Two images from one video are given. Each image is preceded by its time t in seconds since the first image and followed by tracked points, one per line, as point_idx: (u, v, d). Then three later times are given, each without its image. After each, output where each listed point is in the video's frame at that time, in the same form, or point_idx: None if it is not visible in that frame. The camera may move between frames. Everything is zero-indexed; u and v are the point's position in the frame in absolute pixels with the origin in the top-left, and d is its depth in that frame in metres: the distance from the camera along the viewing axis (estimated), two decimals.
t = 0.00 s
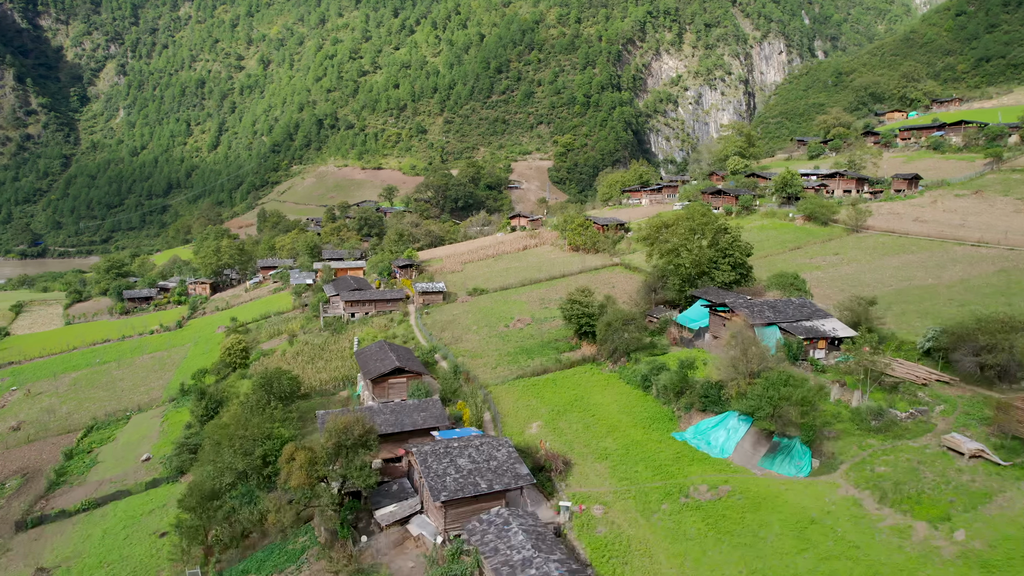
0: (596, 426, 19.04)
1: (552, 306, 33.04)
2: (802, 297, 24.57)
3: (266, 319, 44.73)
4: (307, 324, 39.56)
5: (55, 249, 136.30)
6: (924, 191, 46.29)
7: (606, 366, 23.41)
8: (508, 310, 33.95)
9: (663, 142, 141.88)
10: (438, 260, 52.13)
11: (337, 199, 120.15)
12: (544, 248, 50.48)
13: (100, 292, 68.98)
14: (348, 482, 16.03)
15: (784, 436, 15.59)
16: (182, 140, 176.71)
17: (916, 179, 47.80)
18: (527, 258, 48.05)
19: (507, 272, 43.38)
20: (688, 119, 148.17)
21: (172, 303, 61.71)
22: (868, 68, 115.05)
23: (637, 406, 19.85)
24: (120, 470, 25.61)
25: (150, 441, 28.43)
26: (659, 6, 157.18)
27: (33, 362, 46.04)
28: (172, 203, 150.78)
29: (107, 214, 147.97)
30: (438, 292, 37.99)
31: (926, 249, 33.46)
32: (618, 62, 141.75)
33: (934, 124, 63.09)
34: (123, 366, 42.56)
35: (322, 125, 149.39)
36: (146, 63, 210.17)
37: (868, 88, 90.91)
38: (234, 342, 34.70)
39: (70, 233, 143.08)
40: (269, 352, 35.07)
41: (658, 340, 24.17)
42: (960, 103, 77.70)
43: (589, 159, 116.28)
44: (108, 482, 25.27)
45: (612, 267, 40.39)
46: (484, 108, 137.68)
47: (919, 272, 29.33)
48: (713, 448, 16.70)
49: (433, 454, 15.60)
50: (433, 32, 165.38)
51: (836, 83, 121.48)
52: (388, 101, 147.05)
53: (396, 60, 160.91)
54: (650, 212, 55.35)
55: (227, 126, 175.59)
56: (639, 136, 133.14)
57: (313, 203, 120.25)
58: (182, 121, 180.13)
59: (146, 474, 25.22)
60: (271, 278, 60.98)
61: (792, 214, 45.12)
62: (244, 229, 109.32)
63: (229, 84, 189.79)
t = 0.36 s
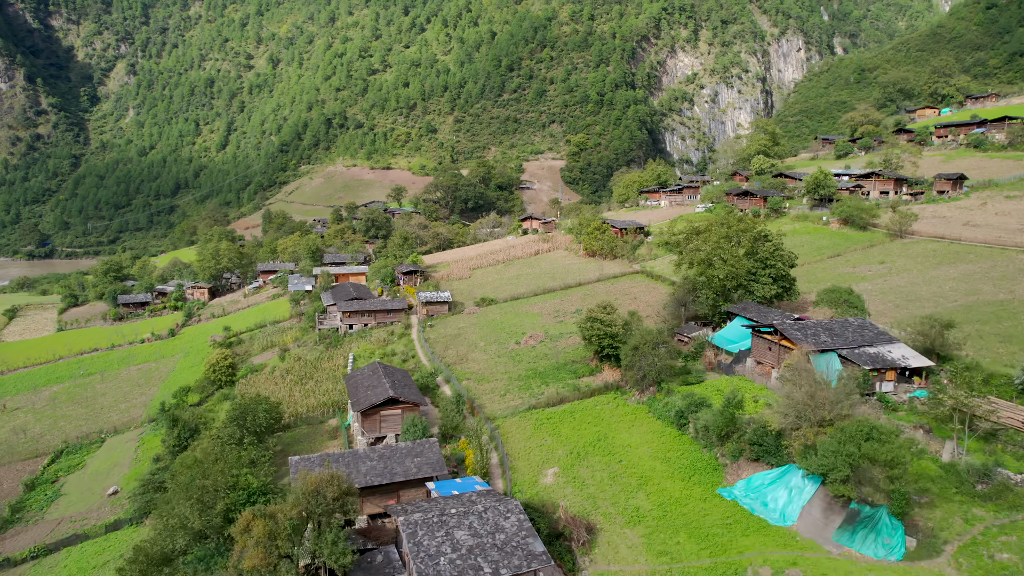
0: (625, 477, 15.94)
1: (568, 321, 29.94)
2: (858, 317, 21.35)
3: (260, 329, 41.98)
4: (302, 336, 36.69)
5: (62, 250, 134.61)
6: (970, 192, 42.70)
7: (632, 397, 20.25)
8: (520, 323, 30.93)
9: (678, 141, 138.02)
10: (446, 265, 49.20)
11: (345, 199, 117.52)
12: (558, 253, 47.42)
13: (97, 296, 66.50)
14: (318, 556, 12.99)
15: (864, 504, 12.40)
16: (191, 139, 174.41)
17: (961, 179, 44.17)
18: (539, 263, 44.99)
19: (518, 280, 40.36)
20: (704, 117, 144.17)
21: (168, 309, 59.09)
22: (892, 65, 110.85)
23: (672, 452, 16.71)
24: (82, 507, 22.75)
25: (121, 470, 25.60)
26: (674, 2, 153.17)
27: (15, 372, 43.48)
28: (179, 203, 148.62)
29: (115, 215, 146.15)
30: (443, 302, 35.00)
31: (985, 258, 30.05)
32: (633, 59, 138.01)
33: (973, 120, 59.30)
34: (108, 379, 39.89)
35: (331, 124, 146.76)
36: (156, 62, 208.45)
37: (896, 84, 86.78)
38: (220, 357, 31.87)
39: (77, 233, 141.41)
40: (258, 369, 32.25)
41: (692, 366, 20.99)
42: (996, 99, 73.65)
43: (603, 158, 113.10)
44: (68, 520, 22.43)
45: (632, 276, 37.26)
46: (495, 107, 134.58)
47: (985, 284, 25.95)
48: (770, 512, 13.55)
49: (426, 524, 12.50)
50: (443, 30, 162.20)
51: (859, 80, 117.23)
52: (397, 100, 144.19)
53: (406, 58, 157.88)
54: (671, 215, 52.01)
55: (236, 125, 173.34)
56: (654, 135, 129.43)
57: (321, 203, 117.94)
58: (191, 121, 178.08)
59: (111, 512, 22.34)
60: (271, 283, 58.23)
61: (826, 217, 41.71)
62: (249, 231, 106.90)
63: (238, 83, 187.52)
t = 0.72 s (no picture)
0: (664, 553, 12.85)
1: (587, 339, 26.88)
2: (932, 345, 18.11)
3: (251, 341, 39.20)
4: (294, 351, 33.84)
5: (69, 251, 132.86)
6: None
7: (666, 439, 17.15)
8: (532, 339, 27.88)
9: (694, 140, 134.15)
10: (453, 271, 46.25)
11: (353, 200, 114.95)
12: (572, 259, 44.34)
13: (92, 301, 64.04)
14: None
15: None
16: (199, 139, 172.21)
17: (1012, 179, 40.44)
18: (552, 270, 41.94)
19: (530, 289, 37.33)
20: (721, 116, 140.29)
21: (164, 315, 56.57)
22: (918, 61, 106.60)
23: (723, 519, 13.59)
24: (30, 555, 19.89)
25: (83, 506, 22.75)
26: None
27: None
28: (187, 203, 146.40)
29: (123, 215, 144.27)
30: (449, 314, 32.03)
31: None
32: (647, 57, 134.28)
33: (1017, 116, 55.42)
34: (88, 394, 37.14)
35: (339, 124, 144.23)
36: (166, 62, 206.67)
37: (926, 79, 82.73)
38: (201, 374, 28.98)
39: (85, 234, 139.76)
40: (244, 388, 29.42)
41: (735, 400, 17.87)
42: None
43: (617, 158, 109.88)
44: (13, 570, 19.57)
45: (654, 285, 34.11)
46: (506, 106, 131.45)
47: None
48: None
49: None
50: (454, 28, 158.99)
51: (883, 77, 112.97)
52: (407, 99, 141.44)
53: (416, 57, 154.79)
54: (694, 218, 48.62)
55: (244, 125, 171.04)
56: (669, 134, 125.68)
57: (328, 204, 114.91)
58: (199, 120, 175.93)
59: (62, 562, 19.44)
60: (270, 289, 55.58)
61: (866, 222, 38.23)
62: (254, 233, 104.49)
63: (247, 83, 185.20)
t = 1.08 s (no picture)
0: None
1: (607, 362, 23.73)
2: None
3: (241, 356, 36.34)
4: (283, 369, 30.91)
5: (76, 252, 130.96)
6: None
7: (713, 502, 13.94)
8: (545, 361, 24.75)
9: (710, 139, 130.18)
10: (460, 279, 43.27)
11: (361, 200, 112.24)
12: (588, 265, 41.26)
13: (86, 306, 61.50)
14: None
15: None
16: (208, 138, 169.78)
17: None
18: (567, 277, 38.87)
19: (543, 300, 34.25)
20: (738, 115, 136.42)
21: (158, 322, 53.91)
22: (947, 57, 102.27)
23: None
24: None
25: (32, 553, 19.88)
26: None
27: None
28: (194, 203, 143.77)
29: (130, 216, 141.97)
30: (454, 330, 29.04)
31: None
32: (662, 54, 130.29)
33: None
34: (64, 411, 34.41)
35: (349, 123, 141.63)
36: (176, 61, 204.62)
37: (960, 74, 78.60)
38: (177, 395, 25.95)
39: (93, 234, 137.84)
40: (224, 413, 26.54)
41: (796, 449, 14.63)
42: None
43: (632, 157, 106.51)
44: None
45: (681, 298, 30.92)
46: (518, 104, 128.17)
47: None
48: None
49: None
50: (465, 26, 155.60)
51: (909, 73, 108.59)
52: (416, 98, 138.52)
53: (427, 55, 151.49)
54: (720, 221, 45.10)
55: (253, 124, 168.51)
56: (685, 133, 121.79)
57: (335, 205, 111.57)
58: (208, 120, 173.61)
59: None
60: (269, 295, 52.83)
61: (914, 227, 34.78)
62: (260, 234, 102.04)
63: (256, 82, 182.35)
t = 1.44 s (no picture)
0: None
1: (631, 392, 20.56)
2: None
3: (229, 372, 33.43)
4: (270, 391, 28.03)
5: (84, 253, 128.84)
6: None
7: None
8: (561, 388, 21.66)
9: (727, 138, 126.03)
10: (467, 288, 40.29)
11: (370, 200, 109.39)
12: (606, 273, 38.14)
13: (79, 312, 58.85)
14: None
15: None
16: (217, 138, 166.67)
17: None
18: (584, 286, 35.78)
19: (558, 313, 31.22)
20: (756, 113, 132.51)
21: (151, 330, 51.27)
22: (977, 53, 97.89)
23: None
24: None
25: None
26: None
27: None
28: (202, 204, 140.69)
29: (138, 216, 139.19)
30: (460, 348, 26.01)
31: None
32: (678, 51, 125.99)
33: None
34: (37, 431, 31.70)
35: (357, 122, 138.83)
36: (186, 60, 202.32)
37: (996, 69, 74.44)
38: (144, 420, 22.85)
39: (100, 235, 135.49)
40: (199, 444, 23.66)
41: (891, 527, 11.57)
42: None
43: (647, 157, 103.08)
44: None
45: (712, 313, 27.77)
46: (530, 103, 124.85)
47: None
48: None
49: None
50: (476, 23, 152.14)
51: (936, 69, 104.13)
52: (426, 97, 135.52)
53: (437, 53, 148.11)
54: (750, 224, 42.36)
55: (261, 123, 165.57)
56: (702, 132, 117.72)
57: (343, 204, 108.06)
58: (216, 120, 170.86)
59: None
60: (267, 302, 50.08)
61: (970, 234, 31.29)
62: (265, 237, 99.49)
63: (265, 81, 179.28)
